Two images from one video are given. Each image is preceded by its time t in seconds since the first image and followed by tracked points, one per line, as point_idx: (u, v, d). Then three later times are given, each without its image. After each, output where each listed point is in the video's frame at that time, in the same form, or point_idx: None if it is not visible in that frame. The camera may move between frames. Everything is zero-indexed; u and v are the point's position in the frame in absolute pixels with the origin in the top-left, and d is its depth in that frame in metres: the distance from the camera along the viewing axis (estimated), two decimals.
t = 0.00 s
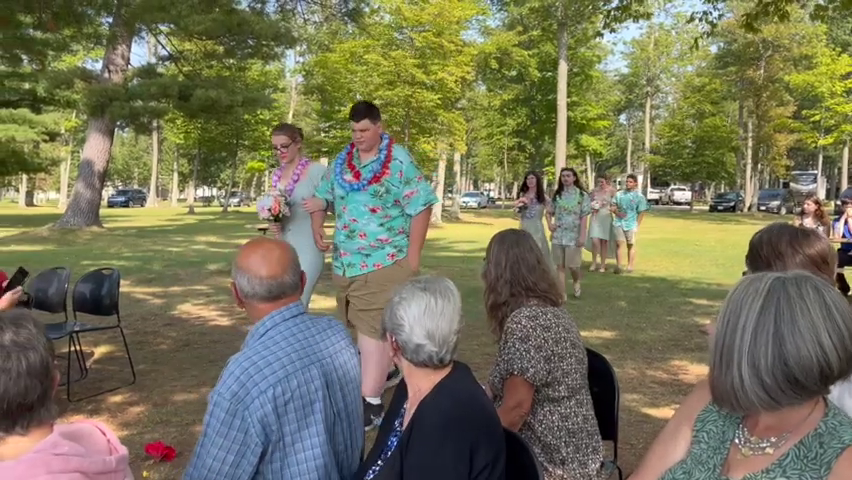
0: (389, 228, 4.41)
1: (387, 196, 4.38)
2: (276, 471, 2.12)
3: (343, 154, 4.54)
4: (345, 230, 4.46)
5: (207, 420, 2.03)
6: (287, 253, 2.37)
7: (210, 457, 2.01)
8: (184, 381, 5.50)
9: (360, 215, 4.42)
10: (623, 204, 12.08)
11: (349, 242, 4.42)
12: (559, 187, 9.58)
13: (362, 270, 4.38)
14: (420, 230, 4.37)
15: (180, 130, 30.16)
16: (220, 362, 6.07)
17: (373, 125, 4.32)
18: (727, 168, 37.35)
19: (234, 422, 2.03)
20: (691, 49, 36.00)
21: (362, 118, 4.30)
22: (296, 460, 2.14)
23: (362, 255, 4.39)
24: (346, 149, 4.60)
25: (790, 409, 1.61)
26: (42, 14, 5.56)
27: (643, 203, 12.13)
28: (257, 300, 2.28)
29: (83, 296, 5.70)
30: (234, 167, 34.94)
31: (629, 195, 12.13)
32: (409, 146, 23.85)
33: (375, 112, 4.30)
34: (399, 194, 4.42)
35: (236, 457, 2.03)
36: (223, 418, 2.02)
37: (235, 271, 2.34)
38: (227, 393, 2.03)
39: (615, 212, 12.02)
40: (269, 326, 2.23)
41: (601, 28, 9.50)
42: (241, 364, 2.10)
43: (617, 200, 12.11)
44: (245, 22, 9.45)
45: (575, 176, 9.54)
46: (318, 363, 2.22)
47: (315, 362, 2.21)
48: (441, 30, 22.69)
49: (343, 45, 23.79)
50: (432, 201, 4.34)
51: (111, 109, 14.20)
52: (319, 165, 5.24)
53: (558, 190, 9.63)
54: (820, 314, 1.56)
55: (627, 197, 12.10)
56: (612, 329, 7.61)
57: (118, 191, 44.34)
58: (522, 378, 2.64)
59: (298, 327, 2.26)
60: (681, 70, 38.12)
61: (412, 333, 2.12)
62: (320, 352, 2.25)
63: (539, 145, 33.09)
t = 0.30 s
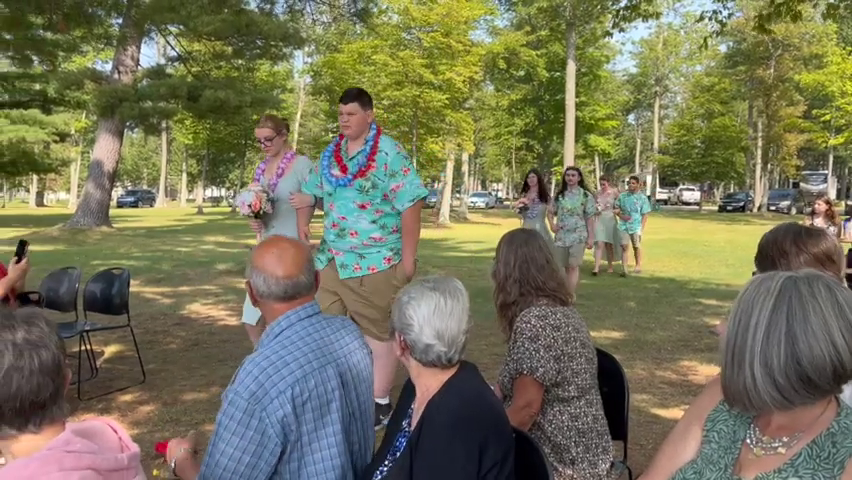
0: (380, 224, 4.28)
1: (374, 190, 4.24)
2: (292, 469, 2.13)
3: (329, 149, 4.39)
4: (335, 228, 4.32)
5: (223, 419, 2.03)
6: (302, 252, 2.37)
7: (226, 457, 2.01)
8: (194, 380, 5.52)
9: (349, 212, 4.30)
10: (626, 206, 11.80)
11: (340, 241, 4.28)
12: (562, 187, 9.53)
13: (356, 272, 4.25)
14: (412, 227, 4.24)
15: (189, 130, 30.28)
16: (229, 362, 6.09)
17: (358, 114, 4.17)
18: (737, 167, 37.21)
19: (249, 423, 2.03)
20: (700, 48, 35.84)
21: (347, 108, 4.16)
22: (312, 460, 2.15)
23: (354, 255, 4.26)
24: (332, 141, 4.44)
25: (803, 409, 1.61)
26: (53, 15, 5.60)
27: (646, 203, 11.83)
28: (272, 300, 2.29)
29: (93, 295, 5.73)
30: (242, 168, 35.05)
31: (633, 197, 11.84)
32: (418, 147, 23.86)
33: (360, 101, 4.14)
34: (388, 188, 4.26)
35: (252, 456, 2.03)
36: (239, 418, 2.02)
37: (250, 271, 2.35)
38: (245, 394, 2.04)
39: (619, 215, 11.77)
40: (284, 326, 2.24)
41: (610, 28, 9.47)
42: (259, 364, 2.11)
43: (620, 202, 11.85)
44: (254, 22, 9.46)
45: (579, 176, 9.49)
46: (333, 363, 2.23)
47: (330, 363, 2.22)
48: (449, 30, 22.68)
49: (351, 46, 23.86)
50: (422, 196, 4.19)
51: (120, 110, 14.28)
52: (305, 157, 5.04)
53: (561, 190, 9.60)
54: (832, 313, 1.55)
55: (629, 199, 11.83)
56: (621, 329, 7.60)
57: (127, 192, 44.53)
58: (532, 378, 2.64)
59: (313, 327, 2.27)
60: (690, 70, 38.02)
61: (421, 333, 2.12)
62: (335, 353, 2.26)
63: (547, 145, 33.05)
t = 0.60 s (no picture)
0: (357, 230, 4.05)
1: (350, 194, 4.00)
2: (305, 470, 2.13)
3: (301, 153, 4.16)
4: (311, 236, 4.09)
5: (238, 418, 2.05)
6: (324, 254, 2.39)
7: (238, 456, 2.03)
8: (204, 380, 5.54)
9: (323, 218, 4.06)
10: (629, 206, 11.64)
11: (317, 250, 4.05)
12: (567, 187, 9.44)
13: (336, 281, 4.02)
14: (392, 232, 4.06)
15: (198, 131, 30.43)
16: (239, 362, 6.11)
17: (329, 114, 3.93)
18: (747, 167, 37.07)
19: (261, 422, 2.04)
20: (711, 47, 35.70)
21: (315, 107, 3.92)
22: (326, 461, 2.16)
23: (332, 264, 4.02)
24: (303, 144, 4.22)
25: (817, 409, 1.59)
26: (64, 16, 5.64)
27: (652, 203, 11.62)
28: (294, 302, 2.30)
29: (104, 294, 5.75)
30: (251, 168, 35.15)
31: (636, 196, 11.70)
32: (426, 147, 23.87)
33: (331, 100, 3.91)
34: (364, 191, 4.04)
35: (263, 455, 2.04)
36: (253, 416, 2.04)
37: (271, 272, 2.36)
38: (261, 394, 2.06)
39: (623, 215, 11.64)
40: (303, 328, 2.25)
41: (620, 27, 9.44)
42: (277, 364, 2.13)
43: (624, 202, 11.72)
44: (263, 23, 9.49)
45: (584, 175, 9.35)
46: (352, 367, 2.23)
47: (349, 367, 2.22)
48: (458, 30, 22.67)
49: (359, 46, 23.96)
50: (401, 199, 4.00)
51: (131, 111, 14.36)
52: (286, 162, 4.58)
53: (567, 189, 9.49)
54: (845, 312, 1.55)
55: (633, 198, 11.68)
56: (630, 329, 7.59)
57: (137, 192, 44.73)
58: (542, 378, 2.63)
59: (332, 329, 2.27)
60: (699, 69, 37.90)
61: (432, 336, 2.11)
62: (353, 355, 2.26)
63: (556, 145, 33.00)
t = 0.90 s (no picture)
0: (331, 225, 3.79)
1: (325, 189, 3.74)
2: (318, 469, 2.16)
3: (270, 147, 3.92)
4: (282, 234, 3.85)
5: (255, 415, 2.11)
6: (340, 254, 2.39)
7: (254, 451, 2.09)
8: (216, 378, 5.57)
9: (296, 214, 3.80)
10: (636, 207, 11.48)
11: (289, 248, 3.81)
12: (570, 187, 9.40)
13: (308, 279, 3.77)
14: (372, 225, 3.77)
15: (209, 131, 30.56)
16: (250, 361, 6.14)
17: (300, 102, 3.68)
18: (758, 167, 36.89)
19: (275, 419, 2.09)
20: (722, 46, 35.53)
21: (286, 96, 3.67)
22: (340, 461, 2.18)
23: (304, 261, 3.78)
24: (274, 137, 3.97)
25: (832, 411, 1.59)
26: (77, 17, 5.67)
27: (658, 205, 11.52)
28: (311, 303, 2.31)
29: (117, 294, 5.79)
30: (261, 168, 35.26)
31: (643, 198, 11.56)
32: (436, 147, 23.88)
33: (301, 87, 3.66)
34: (342, 185, 3.77)
35: (275, 451, 2.10)
36: (267, 413, 2.09)
37: (288, 273, 2.37)
38: (277, 393, 2.11)
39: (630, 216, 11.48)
40: (320, 329, 2.26)
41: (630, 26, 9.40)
42: (295, 364, 2.15)
43: (631, 203, 11.58)
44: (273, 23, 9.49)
45: (586, 175, 9.32)
46: (368, 368, 2.25)
47: (365, 368, 2.24)
48: (468, 30, 22.63)
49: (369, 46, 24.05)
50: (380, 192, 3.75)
51: (142, 111, 14.43)
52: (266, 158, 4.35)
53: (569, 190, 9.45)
54: None
55: (641, 199, 11.54)
56: (641, 329, 7.58)
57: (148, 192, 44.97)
58: (553, 378, 2.63)
59: (348, 330, 2.28)
60: (711, 68, 37.73)
61: (448, 336, 2.12)
62: (369, 356, 2.27)
63: (566, 145, 32.93)
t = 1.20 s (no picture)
0: (297, 240, 3.70)
1: (293, 202, 3.62)
2: (335, 466, 2.16)
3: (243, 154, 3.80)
4: (247, 243, 3.77)
5: (272, 412, 2.12)
6: (354, 255, 2.40)
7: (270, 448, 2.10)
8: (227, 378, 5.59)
9: (262, 226, 3.71)
10: (645, 205, 11.27)
11: (248, 260, 3.73)
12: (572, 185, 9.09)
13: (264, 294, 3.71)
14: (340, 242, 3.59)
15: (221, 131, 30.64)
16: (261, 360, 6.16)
17: (273, 113, 3.54)
18: (771, 166, 36.64)
19: (292, 417, 2.10)
20: (735, 44, 35.34)
21: (259, 105, 3.52)
22: (355, 459, 2.19)
23: (265, 277, 3.70)
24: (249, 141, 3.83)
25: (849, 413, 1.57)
26: (91, 18, 5.71)
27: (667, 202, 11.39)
28: (326, 301, 2.32)
29: (130, 293, 5.82)
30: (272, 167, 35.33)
31: (653, 196, 11.35)
32: (447, 146, 23.87)
33: (273, 97, 3.51)
34: (313, 198, 3.63)
35: (292, 451, 2.10)
36: (285, 411, 2.10)
37: (300, 271, 2.38)
38: (295, 389, 2.11)
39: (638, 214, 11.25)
40: (333, 327, 2.26)
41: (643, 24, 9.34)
42: (310, 362, 2.16)
43: (640, 201, 11.35)
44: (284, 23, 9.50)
45: (589, 172, 9.03)
46: (382, 365, 2.24)
47: (379, 365, 2.23)
48: (478, 29, 22.55)
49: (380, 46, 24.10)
50: (351, 209, 3.59)
51: (154, 111, 14.48)
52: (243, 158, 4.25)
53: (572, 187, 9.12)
54: None
55: (650, 197, 11.35)
56: (653, 329, 7.55)
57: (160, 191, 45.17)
58: (566, 378, 2.63)
59: (361, 327, 2.28)
60: (723, 66, 37.53)
61: (465, 335, 2.12)
62: (383, 354, 2.27)
63: (577, 144, 32.82)
